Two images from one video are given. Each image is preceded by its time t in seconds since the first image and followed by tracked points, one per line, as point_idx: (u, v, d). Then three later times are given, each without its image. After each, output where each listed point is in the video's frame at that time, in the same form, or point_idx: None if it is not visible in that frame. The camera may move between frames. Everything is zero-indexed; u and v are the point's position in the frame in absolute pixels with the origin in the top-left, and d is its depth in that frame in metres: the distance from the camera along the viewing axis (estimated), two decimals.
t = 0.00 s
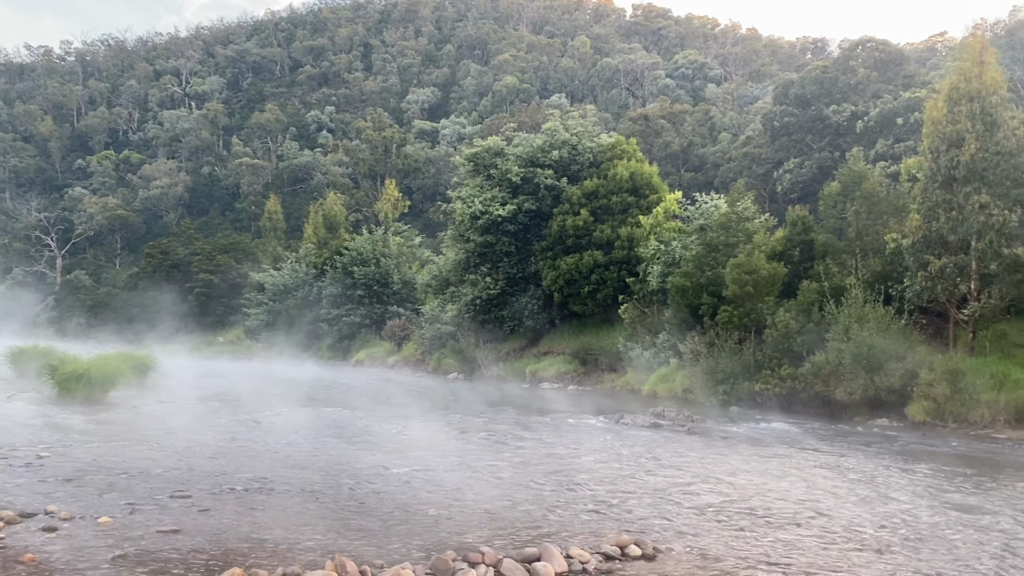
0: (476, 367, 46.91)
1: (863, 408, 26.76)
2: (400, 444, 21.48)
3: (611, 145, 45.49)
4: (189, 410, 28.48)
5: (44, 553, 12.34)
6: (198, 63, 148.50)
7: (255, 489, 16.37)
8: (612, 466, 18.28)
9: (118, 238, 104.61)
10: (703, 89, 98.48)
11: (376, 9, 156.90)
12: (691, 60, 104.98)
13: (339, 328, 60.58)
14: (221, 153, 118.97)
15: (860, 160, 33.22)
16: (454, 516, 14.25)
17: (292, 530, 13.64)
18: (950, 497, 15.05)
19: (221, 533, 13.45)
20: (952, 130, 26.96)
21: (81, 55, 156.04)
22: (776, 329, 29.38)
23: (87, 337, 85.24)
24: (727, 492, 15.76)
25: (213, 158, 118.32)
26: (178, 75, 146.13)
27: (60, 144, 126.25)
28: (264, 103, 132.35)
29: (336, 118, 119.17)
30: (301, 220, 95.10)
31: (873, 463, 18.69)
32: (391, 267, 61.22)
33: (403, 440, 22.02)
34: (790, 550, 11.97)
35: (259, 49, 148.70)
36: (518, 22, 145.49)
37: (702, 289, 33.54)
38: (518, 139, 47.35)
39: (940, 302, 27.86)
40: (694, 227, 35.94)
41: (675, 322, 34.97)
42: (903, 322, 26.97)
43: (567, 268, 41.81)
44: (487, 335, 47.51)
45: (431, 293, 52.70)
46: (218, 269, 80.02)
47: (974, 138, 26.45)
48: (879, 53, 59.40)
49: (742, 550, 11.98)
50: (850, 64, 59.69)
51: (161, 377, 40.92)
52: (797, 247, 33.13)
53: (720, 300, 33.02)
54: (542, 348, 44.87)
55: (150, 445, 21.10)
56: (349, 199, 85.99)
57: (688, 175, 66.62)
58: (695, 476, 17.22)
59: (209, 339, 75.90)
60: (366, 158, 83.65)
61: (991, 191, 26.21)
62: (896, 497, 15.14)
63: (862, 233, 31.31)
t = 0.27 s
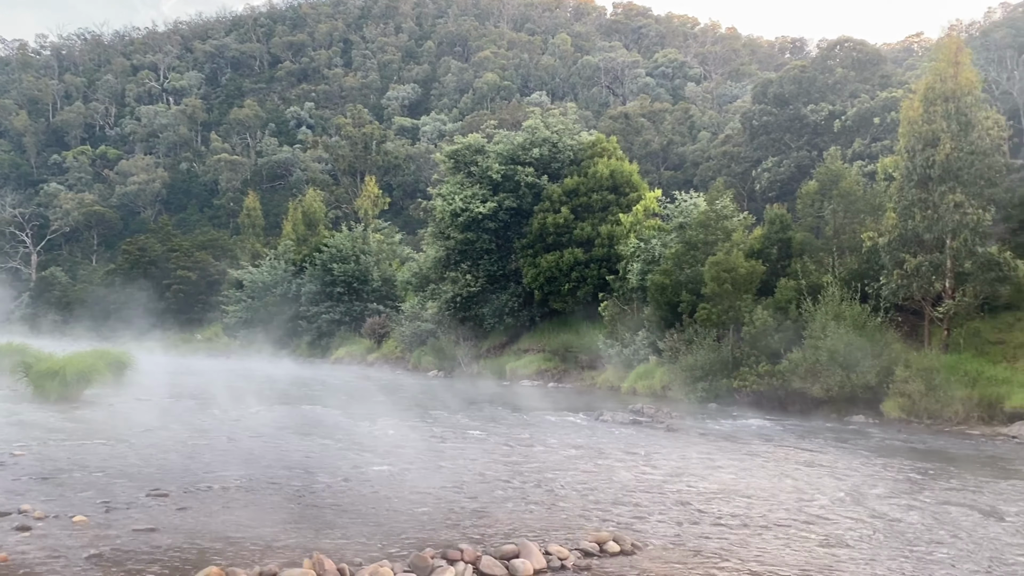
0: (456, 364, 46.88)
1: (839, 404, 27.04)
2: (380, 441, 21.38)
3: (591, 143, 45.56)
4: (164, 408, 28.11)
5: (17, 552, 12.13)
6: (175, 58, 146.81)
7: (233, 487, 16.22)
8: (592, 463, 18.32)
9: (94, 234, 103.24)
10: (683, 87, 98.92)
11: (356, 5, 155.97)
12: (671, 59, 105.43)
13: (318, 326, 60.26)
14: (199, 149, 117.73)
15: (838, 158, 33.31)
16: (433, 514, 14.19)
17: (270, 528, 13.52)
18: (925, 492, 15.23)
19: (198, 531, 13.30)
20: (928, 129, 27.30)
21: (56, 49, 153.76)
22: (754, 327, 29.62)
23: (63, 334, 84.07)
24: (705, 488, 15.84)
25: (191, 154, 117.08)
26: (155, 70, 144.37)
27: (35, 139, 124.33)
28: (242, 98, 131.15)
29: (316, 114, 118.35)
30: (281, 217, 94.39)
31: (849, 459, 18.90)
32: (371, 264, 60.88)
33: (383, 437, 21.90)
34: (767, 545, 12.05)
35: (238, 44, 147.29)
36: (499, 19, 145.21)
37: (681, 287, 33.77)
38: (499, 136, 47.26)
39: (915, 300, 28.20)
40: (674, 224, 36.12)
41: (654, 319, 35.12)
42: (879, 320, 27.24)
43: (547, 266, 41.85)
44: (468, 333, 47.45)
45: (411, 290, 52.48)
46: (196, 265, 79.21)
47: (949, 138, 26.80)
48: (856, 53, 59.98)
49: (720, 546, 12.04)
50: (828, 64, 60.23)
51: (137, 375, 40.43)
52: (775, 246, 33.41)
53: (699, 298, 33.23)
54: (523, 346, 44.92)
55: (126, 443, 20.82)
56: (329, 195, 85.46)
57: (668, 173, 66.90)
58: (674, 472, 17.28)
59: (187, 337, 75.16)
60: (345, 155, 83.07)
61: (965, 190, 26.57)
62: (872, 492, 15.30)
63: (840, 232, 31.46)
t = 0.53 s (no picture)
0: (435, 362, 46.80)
1: (815, 401, 27.32)
2: (358, 439, 21.25)
3: (570, 141, 45.61)
4: (139, 407, 27.62)
5: None
6: (151, 53, 144.79)
7: (208, 486, 16.02)
8: (570, 460, 18.34)
9: (67, 231, 101.60)
10: (661, 86, 99.33)
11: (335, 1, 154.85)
12: (650, 57, 105.76)
13: (296, 324, 59.86)
14: (176, 144, 116.24)
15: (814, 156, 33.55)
16: (411, 511, 14.12)
17: (246, 527, 13.38)
18: (898, 488, 15.41)
19: (172, 530, 13.12)
20: (903, 129, 27.64)
21: (29, 43, 151.04)
22: (731, 325, 29.87)
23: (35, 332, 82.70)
24: (682, 484, 15.91)
25: (167, 149, 115.58)
26: (131, 65, 142.31)
27: (7, 134, 122.05)
28: (219, 94, 129.72)
29: (294, 110, 117.35)
30: (258, 214, 93.52)
31: (824, 455, 19.09)
32: (349, 262, 60.48)
33: (361, 435, 21.77)
34: (744, 541, 12.12)
35: (215, 39, 145.65)
36: (478, 16, 144.73)
37: (659, 284, 33.99)
38: (478, 134, 47.17)
39: (889, 298, 28.56)
40: (652, 223, 36.28)
41: (632, 317, 35.27)
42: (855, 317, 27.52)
43: (526, 264, 41.85)
44: (446, 331, 47.35)
45: (390, 288, 52.25)
46: (172, 262, 78.25)
47: (923, 137, 27.16)
48: (832, 53, 60.57)
49: (696, 542, 12.10)
50: (805, 64, 60.81)
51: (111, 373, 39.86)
52: (752, 244, 33.69)
53: (677, 296, 33.43)
54: (502, 343, 44.94)
55: (99, 442, 20.48)
56: (306, 192, 84.82)
57: (647, 171, 67.17)
58: (652, 469, 17.35)
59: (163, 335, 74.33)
60: (323, 151, 82.32)
61: (939, 190, 26.92)
62: (847, 488, 15.44)
63: (816, 230, 31.61)
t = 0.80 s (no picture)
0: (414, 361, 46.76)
1: (790, 398, 27.57)
2: (334, 437, 21.09)
3: (549, 139, 45.64)
4: (111, 406, 27.12)
5: None
6: (125, 48, 142.50)
7: (183, 485, 15.81)
8: (547, 457, 18.36)
9: (39, 227, 99.76)
10: (639, 84, 99.68)
11: None
12: (629, 55, 106.09)
13: (272, 321, 59.36)
14: (150, 140, 114.57)
15: (790, 155, 33.34)
16: (388, 510, 14.03)
17: (221, 526, 13.22)
18: (873, 484, 15.57)
19: (146, 530, 12.93)
20: (877, 129, 27.95)
21: None
22: (708, 322, 30.12)
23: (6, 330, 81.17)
24: (657, 481, 16.00)
25: (142, 145, 113.92)
26: (105, 60, 140.00)
27: None
28: (195, 90, 128.11)
29: (270, 107, 116.23)
30: (234, 211, 92.54)
31: (799, 451, 19.29)
32: (326, 259, 59.96)
33: (338, 433, 21.61)
34: (720, 538, 12.18)
35: (190, 34, 143.71)
36: (457, 13, 144.24)
37: (637, 282, 34.14)
38: (456, 131, 47.01)
39: (864, 296, 28.87)
40: (630, 221, 36.44)
41: (610, 315, 35.38)
42: (829, 315, 27.77)
43: (505, 261, 41.77)
44: (424, 328, 47.21)
45: (368, 286, 51.95)
46: (147, 260, 77.16)
47: (897, 137, 27.52)
48: (808, 53, 61.18)
49: (673, 539, 12.14)
50: (781, 63, 61.37)
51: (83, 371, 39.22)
52: (728, 242, 33.92)
53: (655, 294, 33.60)
54: (480, 341, 44.91)
55: (70, 441, 20.10)
56: (283, 189, 84.08)
57: (624, 170, 67.40)
58: (630, 466, 17.40)
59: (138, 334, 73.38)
60: (300, 147, 81.82)
61: (913, 188, 27.27)
62: (822, 484, 15.58)
63: (791, 228, 31.80)
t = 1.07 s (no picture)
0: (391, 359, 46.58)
1: (766, 396, 27.77)
2: (311, 436, 20.93)
3: (527, 137, 45.64)
4: (82, 406, 26.59)
5: None
6: (98, 43, 140.13)
7: (156, 485, 15.57)
8: (524, 455, 18.35)
9: (9, 225, 97.79)
10: (617, 83, 100.04)
11: None
12: (607, 54, 106.39)
13: (247, 320, 58.78)
14: (124, 136, 112.70)
15: (765, 155, 33.69)
16: (363, 509, 13.92)
17: (195, 526, 13.05)
18: (846, 481, 15.72)
19: (118, 531, 12.73)
20: (851, 129, 28.25)
21: None
22: (685, 320, 30.30)
23: None
24: (634, 478, 16.05)
25: (115, 142, 112.06)
26: (78, 55, 137.58)
27: None
28: (169, 86, 126.33)
29: (246, 103, 114.98)
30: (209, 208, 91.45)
31: (774, 448, 19.47)
32: (302, 257, 59.45)
33: (314, 432, 21.43)
34: (696, 534, 12.23)
35: (165, 29, 141.54)
36: (434, 11, 143.64)
37: (614, 281, 34.29)
38: (434, 128, 46.83)
39: (838, 294, 29.21)
40: (607, 219, 36.53)
41: (588, 313, 35.43)
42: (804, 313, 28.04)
43: (483, 259, 41.70)
44: (401, 326, 47.00)
45: (345, 284, 51.62)
46: (120, 258, 76.00)
47: (871, 137, 27.83)
48: (784, 53, 61.79)
49: (648, 535, 12.19)
50: (757, 64, 61.92)
51: (53, 369, 38.51)
52: (705, 241, 34.15)
53: (632, 292, 33.77)
54: (458, 339, 44.81)
55: (40, 441, 19.70)
56: (259, 186, 83.26)
57: (602, 168, 67.58)
58: (606, 463, 17.43)
59: (111, 333, 72.28)
60: (277, 144, 82.30)
61: (886, 188, 27.64)
62: (796, 481, 15.71)
63: (766, 227, 32.03)
